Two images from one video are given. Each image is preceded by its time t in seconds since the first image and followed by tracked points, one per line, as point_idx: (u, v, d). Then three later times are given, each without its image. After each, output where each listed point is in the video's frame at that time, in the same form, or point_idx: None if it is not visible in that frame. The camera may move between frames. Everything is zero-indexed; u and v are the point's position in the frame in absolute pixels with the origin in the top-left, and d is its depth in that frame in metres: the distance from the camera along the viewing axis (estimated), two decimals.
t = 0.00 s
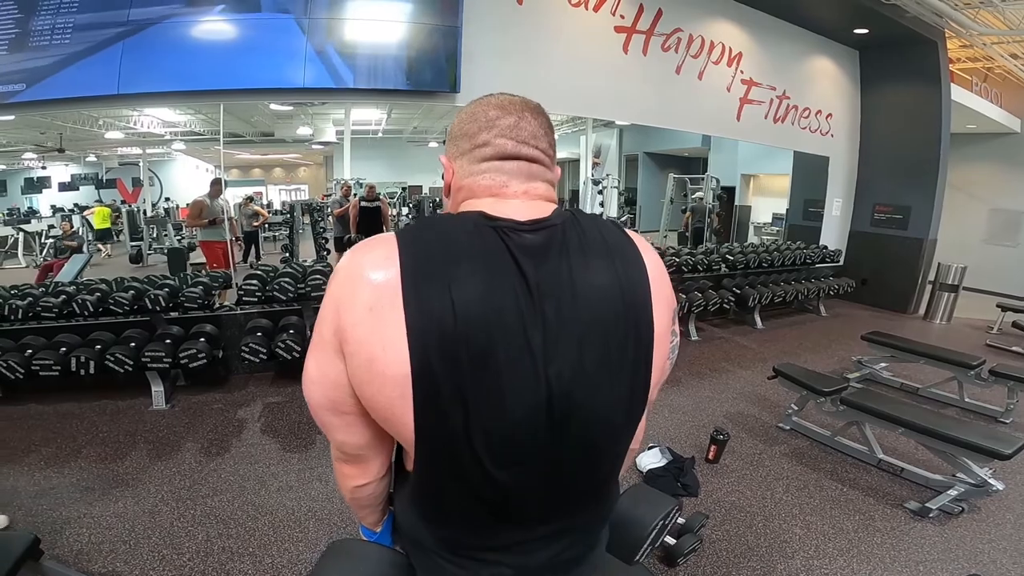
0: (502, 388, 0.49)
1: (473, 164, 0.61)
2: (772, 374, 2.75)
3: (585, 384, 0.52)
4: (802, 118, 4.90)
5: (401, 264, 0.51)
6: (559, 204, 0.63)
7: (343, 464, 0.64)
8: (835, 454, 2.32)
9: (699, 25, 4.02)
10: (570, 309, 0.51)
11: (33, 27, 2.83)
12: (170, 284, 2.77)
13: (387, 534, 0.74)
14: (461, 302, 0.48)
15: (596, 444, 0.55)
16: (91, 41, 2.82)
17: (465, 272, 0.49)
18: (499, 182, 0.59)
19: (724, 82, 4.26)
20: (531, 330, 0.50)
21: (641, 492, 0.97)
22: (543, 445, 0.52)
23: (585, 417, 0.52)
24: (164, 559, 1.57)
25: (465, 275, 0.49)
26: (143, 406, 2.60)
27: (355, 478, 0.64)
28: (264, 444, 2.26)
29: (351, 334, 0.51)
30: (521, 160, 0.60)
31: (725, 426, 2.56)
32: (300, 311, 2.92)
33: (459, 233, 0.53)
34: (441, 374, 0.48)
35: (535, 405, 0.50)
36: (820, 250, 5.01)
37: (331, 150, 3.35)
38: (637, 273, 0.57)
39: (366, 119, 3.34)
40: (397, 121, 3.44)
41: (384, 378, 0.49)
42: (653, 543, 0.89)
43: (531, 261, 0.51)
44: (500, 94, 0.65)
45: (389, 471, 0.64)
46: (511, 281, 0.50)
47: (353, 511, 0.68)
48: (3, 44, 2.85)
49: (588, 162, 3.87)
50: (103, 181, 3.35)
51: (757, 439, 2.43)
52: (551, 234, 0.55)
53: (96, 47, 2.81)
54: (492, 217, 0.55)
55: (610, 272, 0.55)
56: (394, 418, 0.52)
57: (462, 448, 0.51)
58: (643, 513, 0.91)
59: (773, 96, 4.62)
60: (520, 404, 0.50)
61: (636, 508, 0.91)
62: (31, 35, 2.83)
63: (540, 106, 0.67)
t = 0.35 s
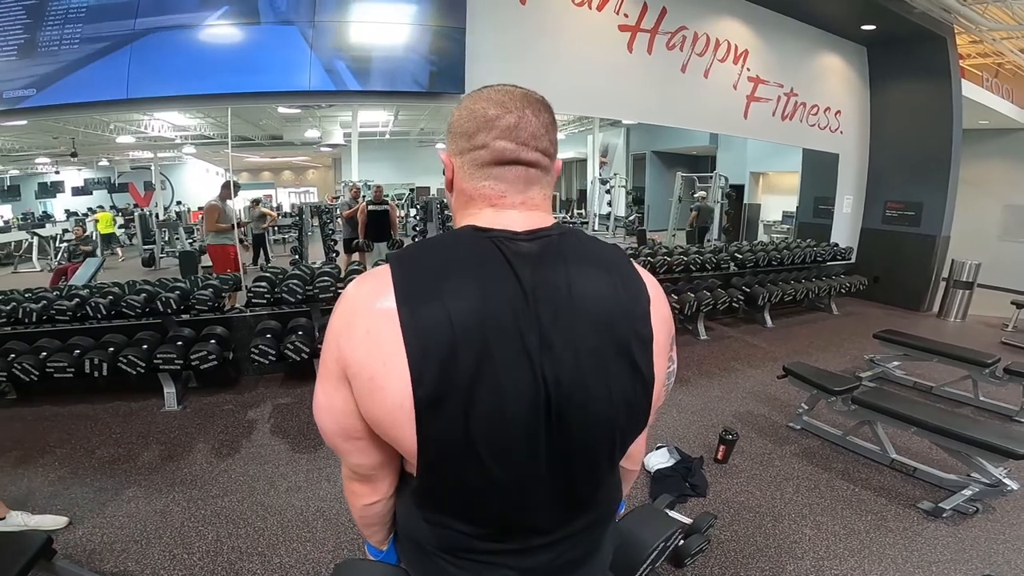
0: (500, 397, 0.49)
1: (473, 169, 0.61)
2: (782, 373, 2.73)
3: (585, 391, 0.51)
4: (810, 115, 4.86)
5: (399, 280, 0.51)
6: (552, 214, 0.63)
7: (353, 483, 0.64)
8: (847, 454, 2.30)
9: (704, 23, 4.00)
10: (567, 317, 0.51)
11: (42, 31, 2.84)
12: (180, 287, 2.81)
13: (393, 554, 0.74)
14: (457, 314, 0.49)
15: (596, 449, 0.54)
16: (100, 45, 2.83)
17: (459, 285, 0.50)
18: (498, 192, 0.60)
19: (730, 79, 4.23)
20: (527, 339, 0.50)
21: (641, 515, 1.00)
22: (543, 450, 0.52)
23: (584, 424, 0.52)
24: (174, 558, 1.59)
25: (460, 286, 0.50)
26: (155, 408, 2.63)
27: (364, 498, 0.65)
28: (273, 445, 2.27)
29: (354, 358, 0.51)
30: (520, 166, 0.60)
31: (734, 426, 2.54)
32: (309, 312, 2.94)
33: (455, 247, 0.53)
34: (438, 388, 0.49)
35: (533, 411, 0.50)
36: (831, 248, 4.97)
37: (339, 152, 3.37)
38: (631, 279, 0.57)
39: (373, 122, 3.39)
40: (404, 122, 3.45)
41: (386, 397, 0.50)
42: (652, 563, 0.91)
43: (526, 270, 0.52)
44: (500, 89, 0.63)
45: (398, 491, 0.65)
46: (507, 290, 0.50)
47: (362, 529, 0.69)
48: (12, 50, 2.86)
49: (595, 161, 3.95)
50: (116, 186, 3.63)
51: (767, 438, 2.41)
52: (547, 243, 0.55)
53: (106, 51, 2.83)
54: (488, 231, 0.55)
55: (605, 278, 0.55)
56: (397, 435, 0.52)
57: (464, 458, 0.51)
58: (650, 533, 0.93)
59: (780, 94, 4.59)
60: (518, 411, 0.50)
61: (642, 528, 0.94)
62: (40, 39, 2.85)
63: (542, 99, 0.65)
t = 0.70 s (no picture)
0: (498, 389, 0.49)
1: (478, 176, 0.61)
2: (797, 370, 2.70)
3: (584, 382, 0.51)
4: (824, 109, 4.79)
5: (400, 274, 0.52)
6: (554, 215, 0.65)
7: (364, 482, 0.65)
8: (863, 452, 2.27)
9: (713, 17, 3.96)
10: (563, 308, 0.51)
11: (55, 36, 2.88)
12: (196, 287, 2.85)
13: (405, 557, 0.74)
14: (455, 305, 0.49)
15: (595, 441, 0.54)
16: (114, 48, 2.87)
17: (457, 278, 0.50)
18: (499, 204, 0.61)
19: (741, 74, 4.18)
20: (524, 329, 0.50)
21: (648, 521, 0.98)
22: (541, 442, 0.52)
23: (583, 416, 0.52)
24: (190, 554, 1.62)
25: (457, 280, 0.50)
26: (173, 405, 2.68)
27: (376, 497, 0.65)
28: (287, 442, 2.30)
29: (359, 352, 0.52)
30: (524, 178, 0.60)
31: (747, 423, 2.52)
32: (322, 311, 2.96)
33: (454, 243, 0.54)
34: (436, 379, 0.49)
35: (530, 403, 0.50)
36: (847, 242, 4.89)
37: (351, 152, 3.39)
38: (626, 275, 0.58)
39: (383, 121, 3.41)
40: (415, 121, 3.47)
41: (387, 389, 0.51)
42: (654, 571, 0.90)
43: (523, 262, 0.52)
44: (507, 88, 0.60)
45: (407, 490, 0.65)
46: (504, 281, 0.51)
47: (374, 530, 0.70)
48: (26, 55, 2.91)
49: (605, 158, 3.87)
50: (134, 188, 3.48)
51: (781, 436, 2.39)
52: (544, 237, 0.56)
53: (119, 55, 2.88)
54: (488, 227, 0.56)
55: (602, 272, 0.55)
56: (400, 426, 0.53)
57: (464, 451, 0.51)
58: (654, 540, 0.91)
59: (792, 87, 4.52)
60: (515, 402, 0.50)
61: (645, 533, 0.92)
62: (53, 44, 2.89)
63: (552, 99, 0.63)
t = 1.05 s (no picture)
0: (500, 390, 0.50)
1: (475, 166, 0.62)
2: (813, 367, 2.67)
3: (587, 385, 0.51)
4: (837, 103, 4.72)
5: (401, 271, 0.53)
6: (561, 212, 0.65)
7: (367, 469, 0.66)
8: (883, 451, 2.23)
9: (721, 14, 3.93)
10: (566, 309, 0.51)
11: (70, 44, 2.95)
12: (214, 290, 2.91)
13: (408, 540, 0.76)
14: (457, 307, 0.49)
15: (600, 443, 0.54)
16: (131, 57, 2.94)
17: (458, 279, 0.51)
18: (497, 191, 0.61)
19: (751, 69, 4.13)
20: (527, 331, 0.50)
21: (653, 501, 0.99)
22: (545, 444, 0.52)
23: (587, 419, 0.52)
24: (208, 553, 1.65)
25: (459, 280, 0.51)
26: (192, 407, 2.74)
27: (379, 483, 0.66)
28: (303, 443, 2.34)
29: (361, 347, 0.53)
30: (522, 164, 0.61)
31: (763, 422, 2.50)
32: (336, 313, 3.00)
33: (456, 241, 0.54)
34: (438, 379, 0.49)
35: (533, 404, 0.50)
36: (865, 237, 4.82)
37: (363, 155, 3.49)
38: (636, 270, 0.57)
39: (395, 124, 3.46)
40: (425, 123, 3.49)
41: (389, 384, 0.52)
42: (667, 552, 0.91)
43: (526, 264, 0.52)
44: (504, 80, 0.63)
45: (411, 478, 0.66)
46: (505, 283, 0.51)
47: (379, 514, 0.71)
48: (41, 64, 2.97)
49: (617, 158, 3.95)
50: (151, 194, 3.83)
51: (798, 435, 2.36)
52: (548, 238, 0.56)
53: (134, 62, 2.93)
54: (491, 226, 0.56)
55: (607, 271, 0.55)
56: (400, 421, 0.54)
57: (467, 451, 0.52)
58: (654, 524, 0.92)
59: (804, 83, 4.47)
60: (518, 404, 0.50)
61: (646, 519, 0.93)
62: (69, 52, 2.95)
63: (548, 90, 0.64)
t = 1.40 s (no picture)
0: (497, 374, 0.51)
1: (464, 159, 0.64)
2: (828, 362, 2.64)
3: (587, 370, 0.52)
4: (848, 95, 4.66)
5: (399, 247, 0.54)
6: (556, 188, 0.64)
7: (361, 449, 0.68)
8: (902, 445, 2.21)
9: (726, 7, 3.90)
10: (566, 291, 0.52)
11: (82, 53, 3.03)
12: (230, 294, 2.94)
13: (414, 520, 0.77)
14: (456, 286, 0.50)
15: (600, 430, 0.55)
16: (142, 66, 3.00)
17: (457, 259, 0.51)
18: (491, 172, 0.61)
19: (759, 63, 4.10)
20: (525, 312, 0.51)
21: (665, 476, 0.96)
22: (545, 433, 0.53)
23: (587, 405, 0.53)
24: (228, 551, 1.69)
25: (458, 259, 0.51)
26: (211, 409, 2.79)
27: (374, 464, 0.68)
28: (318, 442, 2.37)
29: (353, 319, 0.54)
30: (511, 148, 0.63)
31: (778, 417, 2.48)
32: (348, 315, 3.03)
33: (456, 219, 0.55)
34: (435, 361, 0.51)
35: (531, 387, 0.51)
36: (881, 229, 4.74)
37: (374, 157, 3.60)
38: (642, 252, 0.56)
39: (404, 126, 3.65)
40: (435, 124, 3.52)
41: (383, 360, 0.53)
42: (681, 530, 0.91)
43: (524, 246, 0.53)
44: (487, 96, 0.68)
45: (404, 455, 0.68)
46: (503, 264, 0.51)
47: (379, 494, 0.73)
48: (56, 73, 3.06)
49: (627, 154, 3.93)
50: (168, 202, 3.67)
51: (813, 430, 2.34)
52: (545, 218, 0.55)
53: (145, 70, 2.99)
54: (490, 205, 0.56)
55: (609, 251, 0.54)
56: (394, 398, 0.55)
57: (465, 434, 0.54)
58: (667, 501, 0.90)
59: (813, 75, 4.42)
60: (515, 387, 0.51)
61: (658, 497, 0.91)
62: (80, 60, 3.03)
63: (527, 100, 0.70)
